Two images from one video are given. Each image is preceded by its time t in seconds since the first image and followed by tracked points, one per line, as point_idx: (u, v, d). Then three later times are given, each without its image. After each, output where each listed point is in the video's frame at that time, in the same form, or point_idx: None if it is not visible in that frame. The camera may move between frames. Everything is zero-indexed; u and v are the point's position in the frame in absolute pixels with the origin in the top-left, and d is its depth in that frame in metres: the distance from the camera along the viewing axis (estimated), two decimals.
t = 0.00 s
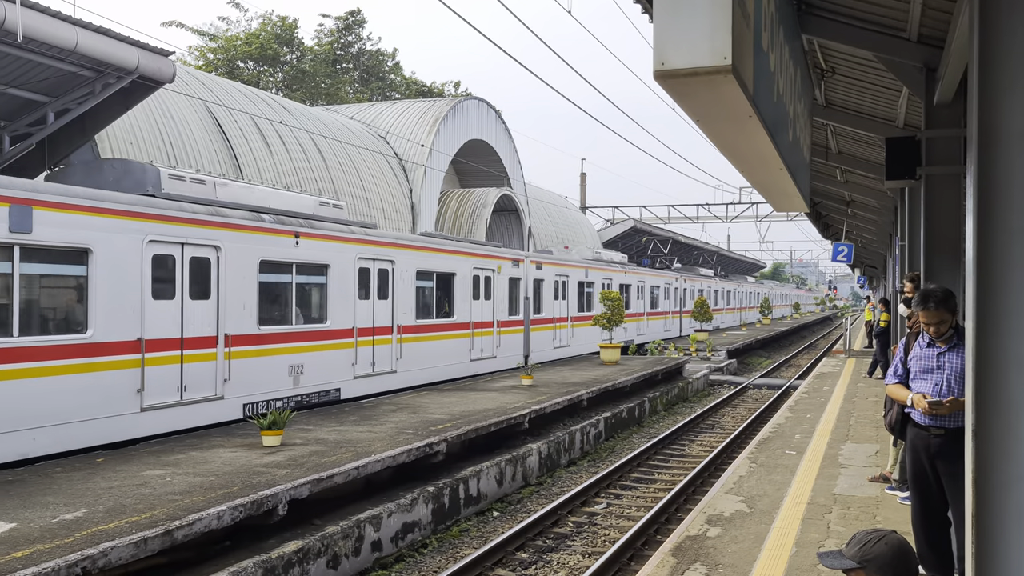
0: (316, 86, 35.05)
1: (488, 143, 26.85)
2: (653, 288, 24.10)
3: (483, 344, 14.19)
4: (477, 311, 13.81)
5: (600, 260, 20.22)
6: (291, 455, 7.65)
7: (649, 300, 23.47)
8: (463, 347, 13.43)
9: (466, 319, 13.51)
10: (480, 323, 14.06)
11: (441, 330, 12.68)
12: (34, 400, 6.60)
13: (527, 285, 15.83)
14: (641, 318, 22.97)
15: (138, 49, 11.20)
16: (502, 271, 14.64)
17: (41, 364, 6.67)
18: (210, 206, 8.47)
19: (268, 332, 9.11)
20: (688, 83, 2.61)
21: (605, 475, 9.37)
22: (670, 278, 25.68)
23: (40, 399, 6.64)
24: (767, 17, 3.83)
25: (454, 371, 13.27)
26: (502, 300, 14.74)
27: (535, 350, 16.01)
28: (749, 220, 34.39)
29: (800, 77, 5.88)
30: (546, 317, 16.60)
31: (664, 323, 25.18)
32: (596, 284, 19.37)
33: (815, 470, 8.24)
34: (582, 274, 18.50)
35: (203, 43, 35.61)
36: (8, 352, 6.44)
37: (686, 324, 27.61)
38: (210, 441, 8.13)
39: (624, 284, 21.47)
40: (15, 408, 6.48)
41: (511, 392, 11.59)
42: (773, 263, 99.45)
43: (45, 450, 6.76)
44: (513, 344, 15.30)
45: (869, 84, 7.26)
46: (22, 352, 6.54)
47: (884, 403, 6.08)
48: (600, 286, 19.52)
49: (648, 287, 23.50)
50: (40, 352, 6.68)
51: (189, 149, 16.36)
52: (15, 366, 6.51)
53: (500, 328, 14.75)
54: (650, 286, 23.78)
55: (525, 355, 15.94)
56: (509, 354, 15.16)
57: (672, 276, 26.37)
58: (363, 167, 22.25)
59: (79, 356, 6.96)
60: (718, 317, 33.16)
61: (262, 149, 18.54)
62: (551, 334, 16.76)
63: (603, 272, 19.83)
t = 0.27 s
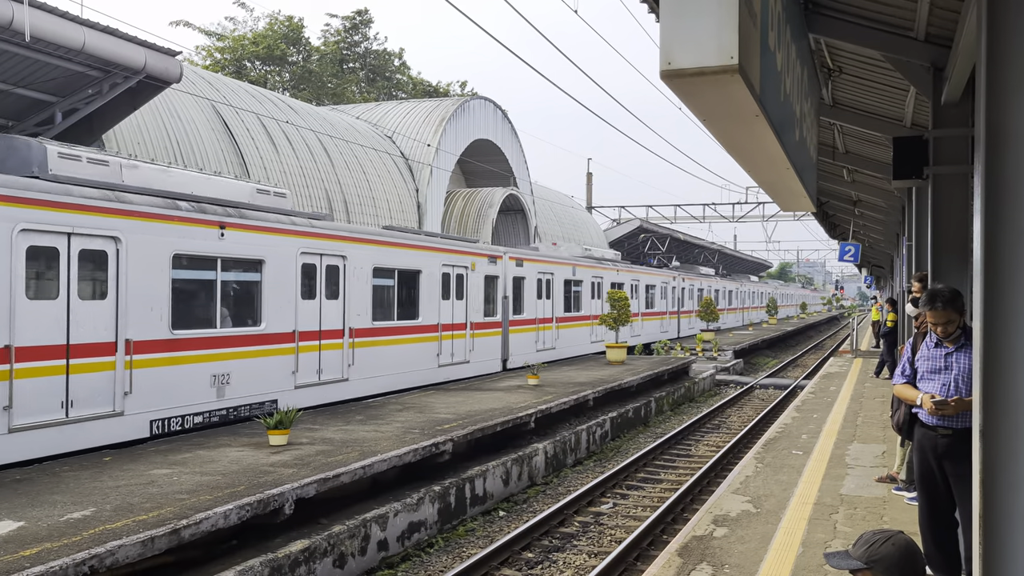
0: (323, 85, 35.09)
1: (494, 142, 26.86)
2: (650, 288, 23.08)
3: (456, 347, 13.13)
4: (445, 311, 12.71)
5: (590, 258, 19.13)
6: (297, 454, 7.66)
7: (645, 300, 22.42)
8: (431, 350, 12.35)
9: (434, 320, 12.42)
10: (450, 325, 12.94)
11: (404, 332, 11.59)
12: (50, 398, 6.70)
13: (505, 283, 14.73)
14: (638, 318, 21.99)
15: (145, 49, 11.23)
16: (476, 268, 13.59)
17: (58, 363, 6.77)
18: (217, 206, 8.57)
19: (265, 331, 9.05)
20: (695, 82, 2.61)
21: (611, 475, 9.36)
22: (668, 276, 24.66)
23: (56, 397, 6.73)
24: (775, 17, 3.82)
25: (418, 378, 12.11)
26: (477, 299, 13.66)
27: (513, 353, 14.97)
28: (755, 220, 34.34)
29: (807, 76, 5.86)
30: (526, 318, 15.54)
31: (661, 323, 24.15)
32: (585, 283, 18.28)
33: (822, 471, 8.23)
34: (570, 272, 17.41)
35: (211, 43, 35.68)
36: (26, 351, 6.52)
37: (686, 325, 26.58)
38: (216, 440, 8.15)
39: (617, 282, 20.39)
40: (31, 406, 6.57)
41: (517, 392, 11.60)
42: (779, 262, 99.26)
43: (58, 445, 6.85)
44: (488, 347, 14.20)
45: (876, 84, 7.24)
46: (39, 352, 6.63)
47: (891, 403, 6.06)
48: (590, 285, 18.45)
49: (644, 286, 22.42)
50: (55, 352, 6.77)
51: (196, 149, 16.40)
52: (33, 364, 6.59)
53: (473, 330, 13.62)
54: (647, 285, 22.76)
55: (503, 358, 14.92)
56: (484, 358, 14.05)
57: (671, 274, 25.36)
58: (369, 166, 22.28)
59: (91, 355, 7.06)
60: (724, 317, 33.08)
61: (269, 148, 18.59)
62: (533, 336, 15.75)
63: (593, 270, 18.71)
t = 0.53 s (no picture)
0: (328, 85, 35.11)
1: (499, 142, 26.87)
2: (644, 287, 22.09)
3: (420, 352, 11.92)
4: (404, 312, 11.49)
5: (577, 254, 18.10)
6: (302, 454, 7.67)
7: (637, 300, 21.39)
8: (388, 355, 11.12)
9: (391, 322, 11.17)
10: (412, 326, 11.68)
11: (357, 334, 10.41)
12: (67, 396, 6.78)
13: (477, 282, 13.64)
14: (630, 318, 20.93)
15: (151, 49, 11.25)
16: (441, 265, 12.40)
17: (72, 361, 6.84)
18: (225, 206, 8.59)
19: (249, 333, 8.73)
20: (701, 82, 2.60)
21: (616, 474, 9.36)
22: (663, 275, 23.67)
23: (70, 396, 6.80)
24: (780, 16, 3.82)
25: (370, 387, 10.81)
26: (443, 298, 12.45)
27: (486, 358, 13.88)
28: (760, 220, 34.30)
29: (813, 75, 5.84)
30: (502, 321, 14.45)
31: (655, 323, 23.07)
32: (570, 283, 17.27)
33: (827, 471, 8.21)
34: (553, 271, 16.45)
35: (216, 43, 35.74)
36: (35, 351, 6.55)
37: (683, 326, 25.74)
38: (222, 439, 8.17)
39: (606, 283, 19.38)
40: (46, 404, 6.63)
41: (522, 392, 11.60)
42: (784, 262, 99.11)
43: (75, 440, 6.93)
44: (458, 351, 13.02)
45: (882, 83, 7.23)
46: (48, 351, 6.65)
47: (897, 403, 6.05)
48: (575, 284, 17.45)
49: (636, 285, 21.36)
50: (65, 352, 6.81)
51: (201, 148, 16.41)
52: (47, 363, 6.65)
53: (439, 333, 12.39)
54: (639, 284, 21.69)
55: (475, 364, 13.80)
56: (452, 365, 12.76)
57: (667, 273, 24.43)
58: (374, 166, 22.30)
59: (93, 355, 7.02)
60: (728, 317, 33.04)
61: (274, 148, 18.61)
62: (510, 339, 14.73)
63: (579, 269, 17.68)
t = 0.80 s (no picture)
0: (332, 85, 35.12)
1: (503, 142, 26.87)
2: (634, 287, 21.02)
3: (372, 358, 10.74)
4: (352, 313, 10.29)
5: (560, 252, 16.99)
6: (306, 454, 7.68)
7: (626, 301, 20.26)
8: (334, 362, 9.91)
9: (336, 324, 9.98)
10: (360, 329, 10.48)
11: (294, 338, 9.27)
12: (71, 393, 6.75)
13: (441, 281, 12.56)
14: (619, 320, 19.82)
15: (155, 50, 11.27)
16: (397, 261, 11.19)
17: (73, 360, 6.77)
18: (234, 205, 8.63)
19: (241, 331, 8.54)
20: (705, 82, 2.60)
21: (620, 475, 9.35)
22: (655, 275, 22.61)
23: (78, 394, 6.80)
24: (785, 16, 3.82)
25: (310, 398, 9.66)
26: (401, 297, 11.30)
27: (452, 363, 12.80)
28: (764, 220, 34.27)
29: (818, 75, 5.84)
30: (472, 323, 13.35)
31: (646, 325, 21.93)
32: (553, 282, 16.24)
33: (832, 471, 8.20)
34: (533, 269, 15.34)
35: (220, 43, 35.80)
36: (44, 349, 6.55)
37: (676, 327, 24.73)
38: (226, 439, 8.18)
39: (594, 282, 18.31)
40: None
41: (525, 392, 11.60)
42: (788, 262, 99.01)
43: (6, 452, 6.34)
44: (420, 357, 11.87)
45: (886, 84, 7.22)
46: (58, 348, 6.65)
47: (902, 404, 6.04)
48: (557, 284, 16.37)
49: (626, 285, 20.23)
50: (76, 349, 6.81)
51: (205, 148, 16.43)
52: (48, 361, 6.59)
53: (394, 335, 11.18)
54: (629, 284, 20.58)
55: (439, 370, 12.73)
56: (412, 372, 11.62)
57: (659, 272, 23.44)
58: (377, 166, 22.31)
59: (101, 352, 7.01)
60: (732, 317, 33.02)
61: (278, 148, 18.62)
62: (482, 342, 13.65)
63: (561, 268, 16.59)
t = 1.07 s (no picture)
0: (333, 85, 35.12)
1: (504, 142, 26.87)
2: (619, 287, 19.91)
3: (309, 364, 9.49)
4: (283, 313, 9.07)
5: (537, 248, 15.84)
6: (307, 453, 7.69)
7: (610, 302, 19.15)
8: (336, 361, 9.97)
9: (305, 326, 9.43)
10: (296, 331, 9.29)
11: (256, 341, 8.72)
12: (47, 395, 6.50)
13: (395, 279, 11.33)
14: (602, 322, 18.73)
15: (156, 49, 11.28)
16: (338, 255, 9.92)
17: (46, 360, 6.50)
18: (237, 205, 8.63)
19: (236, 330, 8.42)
20: (707, 82, 2.60)
21: (620, 475, 9.35)
22: (643, 274, 21.50)
23: (81, 392, 6.77)
24: (786, 15, 3.82)
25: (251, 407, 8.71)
26: (344, 295, 10.04)
27: (407, 369, 11.58)
28: (765, 220, 34.26)
29: (819, 75, 5.84)
30: (432, 325, 12.16)
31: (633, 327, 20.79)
32: (528, 281, 15.13)
33: (832, 471, 8.20)
34: (505, 267, 14.19)
35: (221, 43, 35.81)
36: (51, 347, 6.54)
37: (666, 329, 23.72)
38: (227, 439, 8.18)
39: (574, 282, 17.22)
40: None
41: (526, 392, 11.60)
42: (789, 262, 98.94)
43: None
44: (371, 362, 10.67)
45: (887, 84, 7.22)
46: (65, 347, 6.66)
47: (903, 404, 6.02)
48: (533, 283, 15.25)
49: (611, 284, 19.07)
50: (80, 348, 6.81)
51: (206, 148, 16.44)
52: (48, 358, 6.53)
53: (335, 338, 9.91)
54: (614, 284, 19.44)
55: (393, 378, 11.49)
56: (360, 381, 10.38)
57: (647, 271, 22.32)
58: (378, 166, 22.32)
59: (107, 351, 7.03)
60: (733, 317, 33.01)
61: (279, 148, 18.63)
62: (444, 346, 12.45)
63: (537, 265, 15.46)
